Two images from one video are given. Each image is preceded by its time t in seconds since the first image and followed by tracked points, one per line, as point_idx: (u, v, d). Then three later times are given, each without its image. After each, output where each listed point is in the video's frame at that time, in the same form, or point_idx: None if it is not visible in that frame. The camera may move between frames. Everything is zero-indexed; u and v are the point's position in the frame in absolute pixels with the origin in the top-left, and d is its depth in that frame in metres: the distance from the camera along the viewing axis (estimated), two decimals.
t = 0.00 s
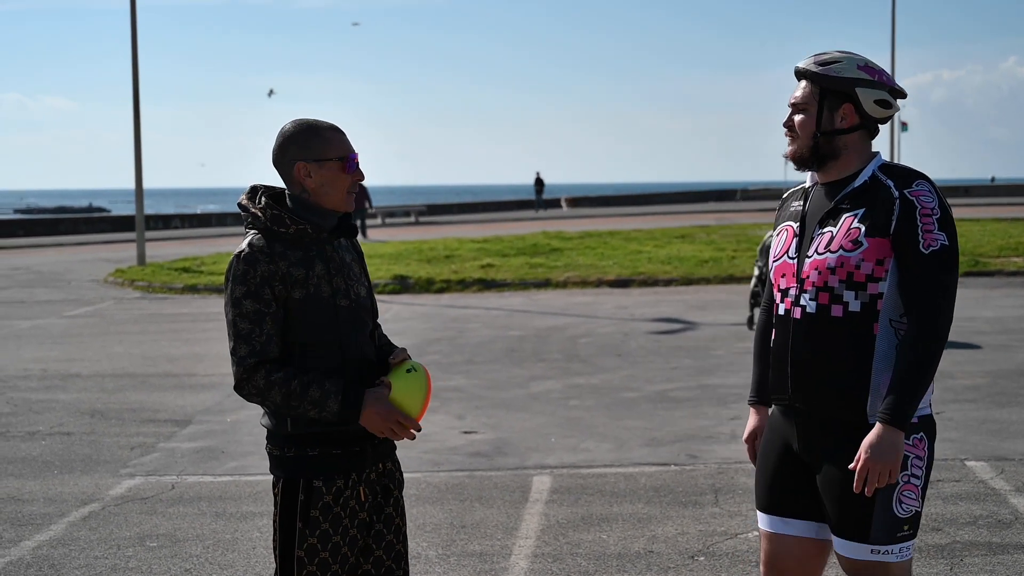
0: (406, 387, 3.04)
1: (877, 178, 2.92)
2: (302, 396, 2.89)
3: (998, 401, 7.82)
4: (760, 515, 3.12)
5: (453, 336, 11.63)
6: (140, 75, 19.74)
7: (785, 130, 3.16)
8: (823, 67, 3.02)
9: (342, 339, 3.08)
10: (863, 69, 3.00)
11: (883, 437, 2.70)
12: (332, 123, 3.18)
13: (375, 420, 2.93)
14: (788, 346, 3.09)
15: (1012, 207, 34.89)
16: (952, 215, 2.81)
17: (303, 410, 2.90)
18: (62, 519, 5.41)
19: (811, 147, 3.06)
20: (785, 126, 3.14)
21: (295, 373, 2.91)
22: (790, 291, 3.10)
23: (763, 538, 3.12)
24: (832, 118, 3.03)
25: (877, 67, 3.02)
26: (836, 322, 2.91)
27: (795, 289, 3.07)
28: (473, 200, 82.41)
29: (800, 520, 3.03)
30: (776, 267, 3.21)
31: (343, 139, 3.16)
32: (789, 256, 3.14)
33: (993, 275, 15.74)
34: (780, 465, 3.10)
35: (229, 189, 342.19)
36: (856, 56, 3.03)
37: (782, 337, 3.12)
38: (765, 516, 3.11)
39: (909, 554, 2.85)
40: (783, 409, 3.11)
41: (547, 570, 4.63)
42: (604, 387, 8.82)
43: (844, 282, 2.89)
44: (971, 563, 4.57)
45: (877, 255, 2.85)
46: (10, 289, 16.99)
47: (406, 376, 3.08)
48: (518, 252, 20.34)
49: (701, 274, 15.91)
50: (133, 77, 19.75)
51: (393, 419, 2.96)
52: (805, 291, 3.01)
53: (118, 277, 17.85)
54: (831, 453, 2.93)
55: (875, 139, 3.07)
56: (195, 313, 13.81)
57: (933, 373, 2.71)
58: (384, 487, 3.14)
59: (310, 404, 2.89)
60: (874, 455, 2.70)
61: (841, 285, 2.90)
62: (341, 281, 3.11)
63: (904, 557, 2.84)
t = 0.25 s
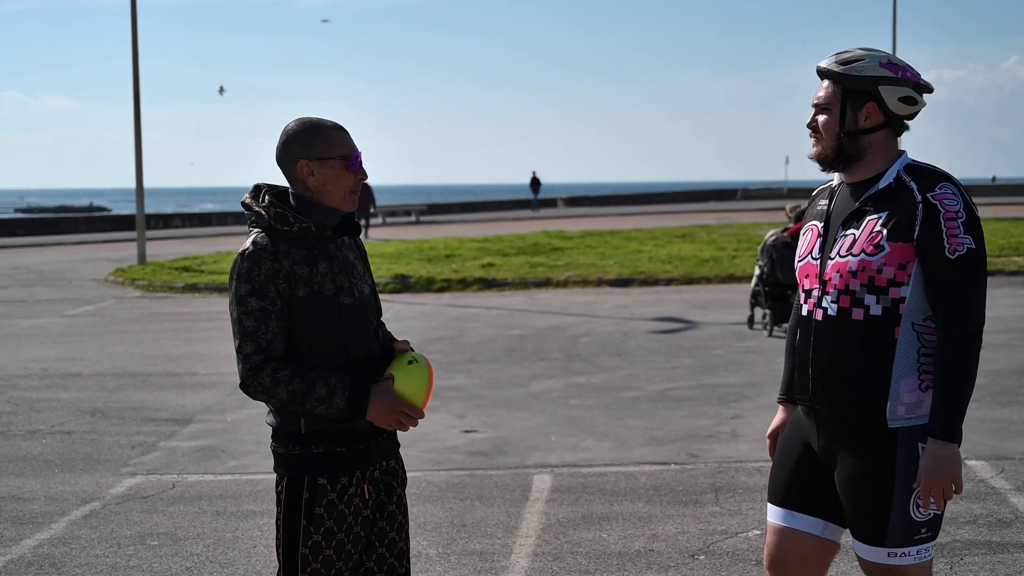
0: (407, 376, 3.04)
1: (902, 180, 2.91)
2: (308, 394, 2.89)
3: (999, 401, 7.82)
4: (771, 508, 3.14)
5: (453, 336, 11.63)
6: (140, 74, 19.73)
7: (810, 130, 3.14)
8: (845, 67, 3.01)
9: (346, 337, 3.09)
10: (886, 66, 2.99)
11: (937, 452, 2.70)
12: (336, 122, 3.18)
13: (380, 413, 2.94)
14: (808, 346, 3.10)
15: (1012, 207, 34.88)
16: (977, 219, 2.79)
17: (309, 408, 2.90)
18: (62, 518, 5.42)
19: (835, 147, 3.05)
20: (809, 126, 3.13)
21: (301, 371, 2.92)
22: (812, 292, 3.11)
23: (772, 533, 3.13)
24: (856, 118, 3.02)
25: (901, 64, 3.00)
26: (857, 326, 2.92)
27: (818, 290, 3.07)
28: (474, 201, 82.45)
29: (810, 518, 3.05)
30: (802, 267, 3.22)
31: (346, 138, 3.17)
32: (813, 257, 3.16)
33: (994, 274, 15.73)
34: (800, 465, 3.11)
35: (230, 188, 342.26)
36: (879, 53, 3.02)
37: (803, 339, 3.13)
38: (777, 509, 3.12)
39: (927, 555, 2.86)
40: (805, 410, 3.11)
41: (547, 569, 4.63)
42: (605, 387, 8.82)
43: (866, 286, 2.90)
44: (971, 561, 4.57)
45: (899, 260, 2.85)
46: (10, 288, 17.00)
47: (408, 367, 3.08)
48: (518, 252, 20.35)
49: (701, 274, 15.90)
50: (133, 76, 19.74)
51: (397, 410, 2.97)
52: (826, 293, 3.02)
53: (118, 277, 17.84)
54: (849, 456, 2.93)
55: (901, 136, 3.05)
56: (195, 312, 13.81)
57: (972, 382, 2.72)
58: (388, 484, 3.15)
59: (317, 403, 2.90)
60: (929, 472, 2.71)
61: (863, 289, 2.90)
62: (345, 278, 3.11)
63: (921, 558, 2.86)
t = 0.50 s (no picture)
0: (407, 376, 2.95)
1: (912, 181, 2.90)
2: (308, 392, 2.88)
3: (998, 399, 7.82)
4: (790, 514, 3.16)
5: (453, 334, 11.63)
6: (140, 72, 19.73)
7: (821, 128, 3.13)
8: (857, 64, 2.99)
9: (347, 334, 3.08)
10: (897, 64, 2.97)
11: (942, 456, 2.70)
12: (341, 121, 3.18)
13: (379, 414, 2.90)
14: (812, 345, 3.09)
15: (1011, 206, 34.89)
16: (989, 222, 2.78)
17: (311, 407, 2.89)
18: (62, 516, 5.42)
19: (846, 146, 3.03)
20: (821, 124, 3.12)
21: (302, 368, 2.91)
22: (819, 291, 3.10)
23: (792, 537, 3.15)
24: (867, 116, 3.00)
25: (913, 62, 2.99)
26: (863, 326, 2.91)
27: (825, 290, 3.07)
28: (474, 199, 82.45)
29: (821, 522, 3.07)
30: (808, 265, 3.21)
31: (353, 138, 3.17)
32: (821, 256, 3.15)
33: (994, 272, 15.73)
34: (808, 465, 3.11)
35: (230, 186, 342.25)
36: (891, 50, 3.00)
37: (808, 338, 3.12)
38: (795, 516, 3.13)
39: (926, 555, 2.87)
40: (809, 409, 3.11)
41: (547, 567, 4.64)
42: (605, 385, 8.82)
43: (873, 287, 2.89)
44: (971, 560, 4.57)
45: (909, 261, 2.84)
46: (10, 286, 17.01)
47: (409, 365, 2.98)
48: (518, 250, 20.35)
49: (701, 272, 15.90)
50: (133, 74, 19.74)
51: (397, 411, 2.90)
52: (834, 293, 3.02)
53: (118, 275, 17.85)
54: (853, 455, 2.93)
55: (912, 135, 3.04)
56: (195, 310, 13.81)
57: (982, 384, 2.71)
58: (389, 482, 3.13)
59: (318, 401, 2.89)
60: (932, 472, 2.71)
61: (870, 289, 2.90)
62: (346, 276, 3.11)
63: (919, 559, 2.86)
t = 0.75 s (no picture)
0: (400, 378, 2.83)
1: (910, 180, 2.89)
2: (301, 389, 2.88)
3: (998, 398, 7.82)
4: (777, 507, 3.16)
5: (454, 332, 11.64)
6: (140, 71, 19.73)
7: (821, 127, 3.12)
8: (856, 64, 2.99)
9: (345, 331, 3.06)
10: (897, 63, 2.97)
11: (920, 450, 2.70)
12: (350, 123, 3.19)
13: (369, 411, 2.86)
14: (814, 343, 3.09)
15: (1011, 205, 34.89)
16: (986, 222, 2.78)
17: (304, 405, 2.88)
18: (61, 514, 5.42)
19: (846, 146, 3.03)
20: (820, 123, 3.12)
21: (297, 365, 2.91)
22: (820, 290, 3.11)
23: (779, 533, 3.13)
24: (867, 116, 3.00)
25: (913, 62, 2.99)
26: (863, 325, 2.92)
27: (825, 289, 3.08)
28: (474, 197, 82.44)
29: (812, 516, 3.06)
30: (810, 264, 3.22)
31: (359, 140, 3.18)
32: (822, 255, 3.15)
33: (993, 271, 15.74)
34: (805, 462, 3.11)
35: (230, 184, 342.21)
36: (891, 49, 3.00)
37: (809, 336, 3.13)
38: (784, 508, 3.13)
39: (926, 555, 2.87)
40: (808, 407, 3.11)
41: (547, 566, 4.64)
42: (605, 383, 8.82)
43: (872, 287, 2.89)
44: (971, 558, 4.57)
45: (907, 261, 2.84)
46: (10, 284, 17.01)
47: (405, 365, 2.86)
48: (518, 249, 20.35)
49: (701, 270, 15.91)
50: (133, 72, 19.73)
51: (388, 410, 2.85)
52: (834, 293, 3.02)
53: (117, 273, 17.86)
54: (851, 454, 2.93)
55: (912, 134, 3.03)
56: (195, 308, 13.81)
57: (967, 384, 2.72)
58: (390, 481, 3.13)
59: (312, 398, 2.87)
60: (908, 469, 2.70)
61: (869, 289, 2.90)
62: (344, 274, 3.08)
63: (920, 558, 2.86)
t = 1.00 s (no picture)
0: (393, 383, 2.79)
1: (899, 180, 2.89)
2: (296, 383, 2.86)
3: (998, 398, 7.82)
4: (767, 509, 3.15)
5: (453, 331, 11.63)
6: (140, 70, 19.71)
7: (809, 119, 3.13)
8: (854, 60, 3.00)
9: (346, 330, 3.05)
10: (894, 66, 2.98)
11: (914, 448, 2.69)
12: (350, 122, 3.19)
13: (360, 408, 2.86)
14: (801, 344, 3.07)
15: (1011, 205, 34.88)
16: (973, 221, 2.78)
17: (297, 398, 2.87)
18: (60, 514, 5.41)
19: (832, 139, 3.04)
20: (809, 115, 3.12)
21: (293, 359, 2.90)
22: (808, 291, 3.09)
23: (770, 533, 3.13)
24: (855, 112, 3.00)
25: (909, 67, 3.00)
26: (852, 325, 2.90)
27: (814, 289, 3.05)
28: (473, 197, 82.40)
29: (804, 516, 3.05)
30: (797, 265, 3.20)
31: (348, 134, 3.14)
32: (810, 255, 3.13)
33: (993, 271, 15.74)
34: (793, 462, 3.10)
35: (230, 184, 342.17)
36: (891, 53, 3.01)
37: (797, 336, 3.10)
38: (773, 509, 3.12)
39: (920, 551, 2.87)
40: (795, 408, 3.10)
41: (546, 566, 4.63)
42: (605, 383, 8.82)
43: (862, 287, 2.88)
44: (970, 558, 4.56)
45: (896, 260, 2.83)
46: (9, 284, 16.99)
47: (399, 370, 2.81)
48: (518, 248, 20.35)
49: (701, 270, 15.90)
50: (133, 72, 19.71)
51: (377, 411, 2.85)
52: (823, 293, 3.00)
53: (117, 272, 17.85)
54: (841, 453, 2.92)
55: (898, 139, 3.03)
56: (194, 308, 13.80)
57: (955, 384, 2.71)
58: (393, 482, 3.12)
59: (307, 391, 2.86)
60: (903, 467, 2.69)
61: (859, 289, 2.89)
62: (349, 274, 3.08)
63: (914, 555, 2.86)
